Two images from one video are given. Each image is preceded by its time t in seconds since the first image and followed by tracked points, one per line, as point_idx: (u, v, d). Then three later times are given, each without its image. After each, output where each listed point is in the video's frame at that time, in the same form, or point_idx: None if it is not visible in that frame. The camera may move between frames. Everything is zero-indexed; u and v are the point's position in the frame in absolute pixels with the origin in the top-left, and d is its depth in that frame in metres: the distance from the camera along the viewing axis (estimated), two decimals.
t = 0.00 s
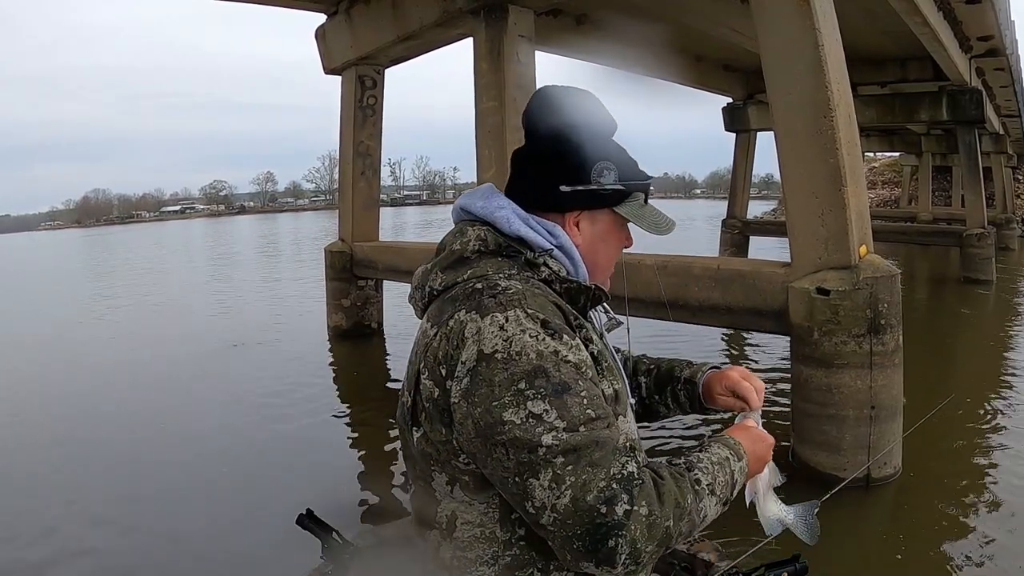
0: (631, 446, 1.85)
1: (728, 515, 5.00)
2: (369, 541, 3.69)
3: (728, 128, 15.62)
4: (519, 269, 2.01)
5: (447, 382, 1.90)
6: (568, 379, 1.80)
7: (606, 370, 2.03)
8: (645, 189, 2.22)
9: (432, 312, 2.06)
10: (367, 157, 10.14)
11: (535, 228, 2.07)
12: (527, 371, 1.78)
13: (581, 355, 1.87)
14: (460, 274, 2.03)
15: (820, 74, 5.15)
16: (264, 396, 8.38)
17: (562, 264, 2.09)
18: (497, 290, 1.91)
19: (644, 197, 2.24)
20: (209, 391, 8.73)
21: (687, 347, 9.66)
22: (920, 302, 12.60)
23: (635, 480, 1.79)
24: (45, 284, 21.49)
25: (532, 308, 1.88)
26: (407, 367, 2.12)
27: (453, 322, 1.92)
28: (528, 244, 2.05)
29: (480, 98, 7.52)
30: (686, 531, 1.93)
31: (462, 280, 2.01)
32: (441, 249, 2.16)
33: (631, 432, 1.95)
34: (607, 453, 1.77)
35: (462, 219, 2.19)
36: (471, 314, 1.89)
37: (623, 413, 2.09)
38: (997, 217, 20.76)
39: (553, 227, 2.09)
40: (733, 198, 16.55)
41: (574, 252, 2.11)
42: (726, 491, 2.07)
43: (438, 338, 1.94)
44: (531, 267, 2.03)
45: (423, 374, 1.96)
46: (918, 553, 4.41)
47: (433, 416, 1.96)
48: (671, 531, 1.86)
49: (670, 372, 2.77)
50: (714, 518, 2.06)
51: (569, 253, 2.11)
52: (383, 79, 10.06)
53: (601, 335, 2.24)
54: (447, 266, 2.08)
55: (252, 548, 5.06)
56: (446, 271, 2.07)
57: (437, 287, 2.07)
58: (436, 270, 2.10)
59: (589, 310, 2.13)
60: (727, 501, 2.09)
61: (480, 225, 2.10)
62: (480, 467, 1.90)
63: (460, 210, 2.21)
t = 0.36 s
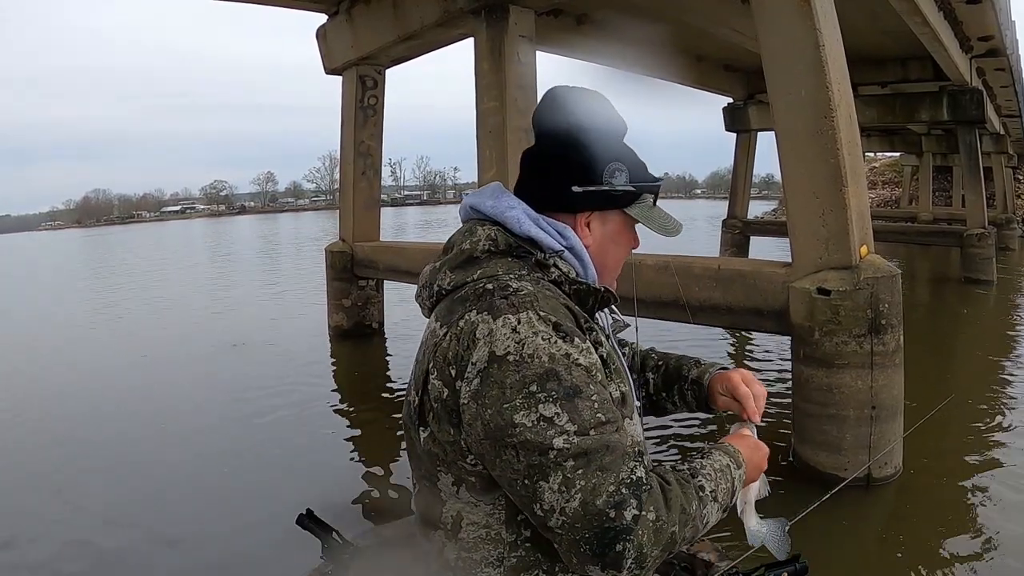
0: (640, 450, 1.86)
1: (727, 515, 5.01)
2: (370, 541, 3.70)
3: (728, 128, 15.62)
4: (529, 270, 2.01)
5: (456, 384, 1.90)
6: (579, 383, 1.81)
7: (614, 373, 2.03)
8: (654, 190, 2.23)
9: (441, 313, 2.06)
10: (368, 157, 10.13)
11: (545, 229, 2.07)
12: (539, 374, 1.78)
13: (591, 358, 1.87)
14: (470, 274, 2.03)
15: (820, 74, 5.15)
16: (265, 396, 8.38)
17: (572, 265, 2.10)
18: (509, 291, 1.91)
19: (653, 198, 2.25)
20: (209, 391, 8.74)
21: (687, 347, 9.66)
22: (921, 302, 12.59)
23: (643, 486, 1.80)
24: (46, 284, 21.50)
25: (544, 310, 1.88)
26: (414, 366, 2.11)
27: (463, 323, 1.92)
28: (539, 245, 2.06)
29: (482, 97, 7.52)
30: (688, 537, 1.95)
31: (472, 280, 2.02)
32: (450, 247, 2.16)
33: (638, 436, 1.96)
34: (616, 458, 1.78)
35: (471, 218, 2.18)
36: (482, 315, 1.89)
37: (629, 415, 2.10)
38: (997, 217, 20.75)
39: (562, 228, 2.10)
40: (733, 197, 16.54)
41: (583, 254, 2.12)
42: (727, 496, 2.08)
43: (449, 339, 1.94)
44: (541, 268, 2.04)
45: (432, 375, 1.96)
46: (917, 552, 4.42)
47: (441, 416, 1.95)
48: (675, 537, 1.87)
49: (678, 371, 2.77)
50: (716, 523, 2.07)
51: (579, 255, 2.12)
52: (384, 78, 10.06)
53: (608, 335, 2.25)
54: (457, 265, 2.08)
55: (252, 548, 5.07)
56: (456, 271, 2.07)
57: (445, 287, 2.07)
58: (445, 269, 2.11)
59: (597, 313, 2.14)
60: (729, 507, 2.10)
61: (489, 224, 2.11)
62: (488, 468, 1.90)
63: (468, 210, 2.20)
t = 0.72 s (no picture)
0: (595, 479, 1.81)
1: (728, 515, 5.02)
2: (370, 542, 3.70)
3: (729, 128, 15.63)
4: (532, 273, 2.02)
5: (440, 380, 1.93)
6: (545, 400, 1.80)
7: (608, 381, 2.02)
8: (659, 194, 2.19)
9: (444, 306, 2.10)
10: (369, 157, 10.13)
11: (552, 231, 2.08)
12: (505, 383, 1.79)
13: (570, 373, 1.85)
14: (472, 273, 2.04)
15: (821, 74, 5.16)
16: (265, 397, 8.38)
17: (578, 267, 2.10)
18: (503, 295, 1.92)
19: (660, 205, 2.21)
20: (210, 391, 8.74)
21: (688, 347, 9.66)
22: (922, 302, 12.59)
23: (581, 517, 1.77)
24: (47, 284, 21.51)
25: (534, 317, 1.88)
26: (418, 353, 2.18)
27: (455, 319, 1.95)
28: (545, 247, 2.06)
29: (482, 98, 7.52)
30: None
31: (472, 279, 2.04)
32: (457, 244, 2.17)
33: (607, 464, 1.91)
34: (558, 484, 1.76)
35: (480, 216, 2.20)
36: (470, 316, 1.91)
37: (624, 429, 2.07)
38: (998, 217, 20.75)
39: (569, 230, 2.10)
40: (734, 198, 16.54)
41: (588, 256, 2.12)
42: (700, 542, 1.95)
43: (440, 333, 1.98)
44: (543, 271, 2.03)
45: (422, 367, 2.01)
46: (918, 552, 4.43)
47: (427, 409, 2.00)
48: None
49: (670, 391, 2.81)
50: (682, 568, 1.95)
51: (584, 257, 2.11)
52: (385, 79, 10.06)
53: (614, 341, 2.24)
54: (461, 263, 2.09)
55: (253, 548, 5.07)
56: (459, 268, 2.09)
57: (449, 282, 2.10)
58: (451, 264, 2.13)
59: (601, 316, 2.13)
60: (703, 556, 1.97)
61: (497, 225, 2.11)
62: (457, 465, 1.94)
63: (477, 208, 2.23)
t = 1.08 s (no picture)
0: (456, 417, 1.69)
1: (728, 516, 5.01)
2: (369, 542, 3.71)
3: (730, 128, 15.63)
4: (515, 261, 2.04)
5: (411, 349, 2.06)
6: (447, 352, 1.78)
7: (575, 367, 1.99)
8: (606, 154, 2.14)
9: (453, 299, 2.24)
10: (369, 157, 10.13)
11: (541, 218, 2.12)
12: (424, 332, 1.85)
13: (490, 337, 1.81)
14: (462, 261, 2.11)
15: (822, 74, 5.16)
16: (266, 397, 8.39)
17: (564, 258, 2.11)
18: (469, 273, 1.98)
19: (609, 164, 2.14)
20: (210, 391, 8.74)
21: (688, 347, 9.67)
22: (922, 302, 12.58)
23: (415, 441, 1.68)
24: (48, 284, 21.51)
25: (480, 289, 1.89)
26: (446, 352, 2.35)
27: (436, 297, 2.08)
28: (532, 235, 2.07)
29: (483, 98, 7.52)
30: (478, 516, 1.59)
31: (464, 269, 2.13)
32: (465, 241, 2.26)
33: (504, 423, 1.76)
34: (411, 416, 1.71)
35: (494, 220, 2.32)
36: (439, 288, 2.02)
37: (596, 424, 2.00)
38: (999, 218, 20.75)
39: (555, 219, 2.14)
40: (735, 198, 16.54)
41: (572, 244, 2.14)
42: (544, 470, 1.58)
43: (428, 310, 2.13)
44: (527, 260, 2.05)
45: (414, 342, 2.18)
46: (919, 553, 4.43)
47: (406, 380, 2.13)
48: (441, 503, 1.59)
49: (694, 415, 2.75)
50: (533, 510, 1.59)
51: (572, 247, 2.14)
52: (386, 79, 10.06)
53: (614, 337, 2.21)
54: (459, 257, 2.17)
55: (253, 548, 5.08)
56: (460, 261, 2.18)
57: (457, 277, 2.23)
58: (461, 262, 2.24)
59: (592, 307, 2.12)
60: (556, 491, 1.58)
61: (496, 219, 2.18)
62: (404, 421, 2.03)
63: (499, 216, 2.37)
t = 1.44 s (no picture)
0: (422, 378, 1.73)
1: (728, 515, 5.01)
2: (370, 541, 3.71)
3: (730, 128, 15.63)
4: (513, 254, 2.05)
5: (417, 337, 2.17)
6: (430, 329, 1.83)
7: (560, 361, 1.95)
8: (603, 156, 2.14)
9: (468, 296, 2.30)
10: (370, 157, 10.13)
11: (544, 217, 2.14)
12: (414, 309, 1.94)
13: (472, 319, 1.82)
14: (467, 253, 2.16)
15: (823, 75, 5.16)
16: (266, 397, 8.39)
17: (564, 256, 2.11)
18: (466, 260, 2.04)
19: (606, 163, 2.13)
20: (211, 391, 8.74)
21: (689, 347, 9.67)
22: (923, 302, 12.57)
23: (382, 400, 1.76)
24: (48, 284, 21.50)
25: (472, 275, 1.93)
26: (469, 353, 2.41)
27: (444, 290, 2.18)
28: (534, 231, 2.10)
29: (483, 98, 7.52)
30: (421, 449, 1.58)
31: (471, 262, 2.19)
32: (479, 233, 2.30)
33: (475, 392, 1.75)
34: (386, 379, 1.80)
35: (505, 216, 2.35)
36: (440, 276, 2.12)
37: (580, 419, 1.93)
38: (999, 218, 20.75)
39: (558, 218, 2.16)
40: (735, 198, 16.53)
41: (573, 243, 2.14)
42: (459, 375, 1.51)
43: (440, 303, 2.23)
44: (525, 254, 2.06)
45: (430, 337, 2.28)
46: (920, 553, 4.43)
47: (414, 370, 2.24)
48: (391, 441, 1.64)
49: (707, 415, 2.74)
50: (463, 423, 1.52)
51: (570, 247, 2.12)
52: (387, 79, 10.06)
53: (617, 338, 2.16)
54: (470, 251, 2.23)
55: (252, 548, 5.09)
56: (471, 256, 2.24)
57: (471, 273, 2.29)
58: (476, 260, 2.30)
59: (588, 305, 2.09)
60: (477, 395, 1.49)
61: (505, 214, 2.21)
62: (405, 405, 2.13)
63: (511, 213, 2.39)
